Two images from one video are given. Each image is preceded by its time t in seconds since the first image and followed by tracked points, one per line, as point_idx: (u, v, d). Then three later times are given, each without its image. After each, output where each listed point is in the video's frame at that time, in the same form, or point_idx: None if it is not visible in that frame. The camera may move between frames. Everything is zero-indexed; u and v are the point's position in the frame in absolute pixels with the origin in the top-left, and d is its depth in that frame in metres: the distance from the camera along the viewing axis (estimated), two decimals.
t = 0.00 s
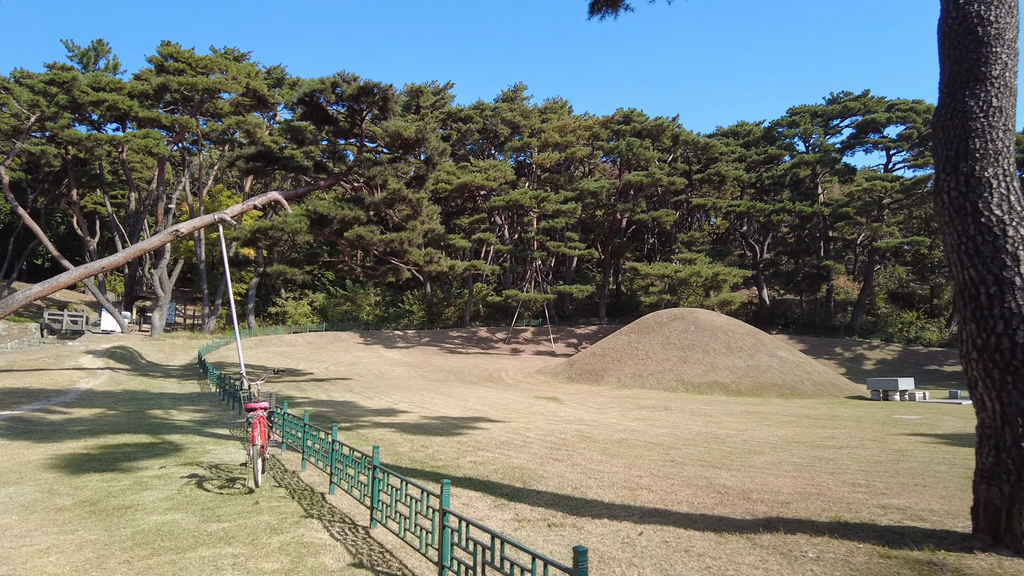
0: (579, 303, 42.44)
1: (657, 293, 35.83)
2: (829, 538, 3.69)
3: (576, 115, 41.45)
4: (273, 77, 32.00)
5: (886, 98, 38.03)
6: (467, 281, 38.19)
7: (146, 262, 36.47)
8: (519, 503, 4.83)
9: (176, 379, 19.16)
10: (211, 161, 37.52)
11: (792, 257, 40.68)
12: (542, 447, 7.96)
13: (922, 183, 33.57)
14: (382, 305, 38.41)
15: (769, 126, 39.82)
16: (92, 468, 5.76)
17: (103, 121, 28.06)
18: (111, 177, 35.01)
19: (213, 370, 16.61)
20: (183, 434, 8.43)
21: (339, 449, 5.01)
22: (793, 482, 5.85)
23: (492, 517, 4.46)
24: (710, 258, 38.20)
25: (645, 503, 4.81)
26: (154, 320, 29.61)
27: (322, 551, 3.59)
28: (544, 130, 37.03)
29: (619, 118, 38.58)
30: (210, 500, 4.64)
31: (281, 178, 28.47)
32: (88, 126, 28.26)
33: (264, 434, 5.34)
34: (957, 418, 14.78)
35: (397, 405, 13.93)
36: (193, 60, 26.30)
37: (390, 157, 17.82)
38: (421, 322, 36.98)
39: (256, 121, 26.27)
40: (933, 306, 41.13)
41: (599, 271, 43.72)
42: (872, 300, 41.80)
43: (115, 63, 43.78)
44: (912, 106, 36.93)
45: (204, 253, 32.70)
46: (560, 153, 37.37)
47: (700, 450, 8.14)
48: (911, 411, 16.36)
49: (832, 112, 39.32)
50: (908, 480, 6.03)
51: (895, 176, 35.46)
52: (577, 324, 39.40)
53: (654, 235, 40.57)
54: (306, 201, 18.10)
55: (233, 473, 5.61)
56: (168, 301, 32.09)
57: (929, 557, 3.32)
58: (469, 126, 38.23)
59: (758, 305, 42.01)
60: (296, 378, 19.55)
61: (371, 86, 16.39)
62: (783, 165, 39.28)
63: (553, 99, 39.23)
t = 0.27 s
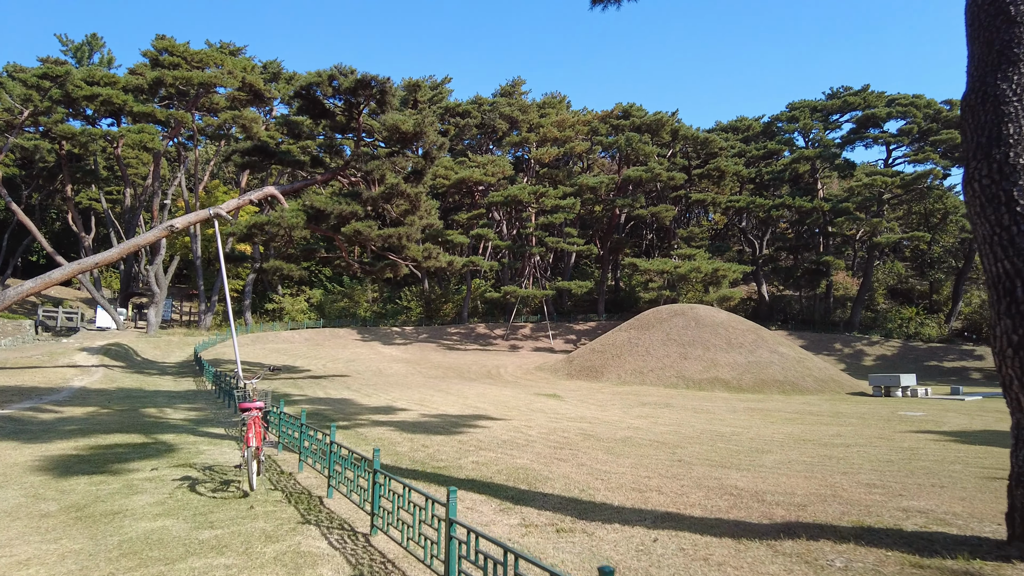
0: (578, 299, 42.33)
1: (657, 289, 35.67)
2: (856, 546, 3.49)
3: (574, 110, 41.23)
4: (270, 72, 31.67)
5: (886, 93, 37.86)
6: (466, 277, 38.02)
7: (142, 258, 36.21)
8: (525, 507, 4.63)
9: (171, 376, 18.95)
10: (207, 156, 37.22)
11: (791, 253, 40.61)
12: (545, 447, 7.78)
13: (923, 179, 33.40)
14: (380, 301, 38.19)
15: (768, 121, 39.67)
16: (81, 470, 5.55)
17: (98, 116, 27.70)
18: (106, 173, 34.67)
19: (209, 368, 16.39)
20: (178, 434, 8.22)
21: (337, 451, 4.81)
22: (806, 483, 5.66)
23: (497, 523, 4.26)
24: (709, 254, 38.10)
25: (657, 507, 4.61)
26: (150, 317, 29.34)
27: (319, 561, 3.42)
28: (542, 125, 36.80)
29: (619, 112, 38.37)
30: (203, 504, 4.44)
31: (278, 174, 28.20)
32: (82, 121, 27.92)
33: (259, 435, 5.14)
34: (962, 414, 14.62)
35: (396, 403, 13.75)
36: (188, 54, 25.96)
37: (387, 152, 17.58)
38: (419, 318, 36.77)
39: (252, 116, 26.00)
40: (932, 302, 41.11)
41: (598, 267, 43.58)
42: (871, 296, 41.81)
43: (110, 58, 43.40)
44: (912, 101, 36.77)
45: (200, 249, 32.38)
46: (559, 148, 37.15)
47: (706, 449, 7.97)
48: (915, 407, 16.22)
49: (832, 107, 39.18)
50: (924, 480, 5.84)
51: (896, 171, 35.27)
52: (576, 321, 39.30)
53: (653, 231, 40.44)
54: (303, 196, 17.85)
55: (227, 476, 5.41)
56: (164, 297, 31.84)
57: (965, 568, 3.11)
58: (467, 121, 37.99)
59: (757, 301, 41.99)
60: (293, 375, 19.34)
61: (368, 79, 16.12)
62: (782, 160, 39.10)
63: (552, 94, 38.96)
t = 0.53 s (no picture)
0: (576, 296, 42.15)
1: (656, 286, 35.54)
2: (885, 560, 3.31)
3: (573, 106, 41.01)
4: (266, 67, 31.34)
5: (886, 89, 37.71)
6: (463, 274, 37.80)
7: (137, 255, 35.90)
8: (533, 515, 4.44)
9: (167, 375, 18.71)
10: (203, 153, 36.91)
11: (789, 250, 40.50)
12: (549, 448, 7.60)
13: (923, 175, 33.24)
14: (377, 298, 37.98)
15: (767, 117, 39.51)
16: (69, 475, 5.34)
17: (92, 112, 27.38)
18: (101, 169, 34.34)
19: (204, 366, 16.15)
20: (172, 435, 8.01)
21: (336, 458, 4.63)
22: (820, 487, 5.48)
23: (504, 532, 4.08)
24: (708, 251, 37.97)
25: (670, 515, 4.43)
26: (146, 314, 29.05)
27: None
28: (541, 121, 36.54)
29: (618, 108, 38.16)
30: (195, 514, 4.24)
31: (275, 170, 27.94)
32: (76, 117, 27.58)
33: (255, 440, 4.95)
34: (967, 412, 14.48)
35: (395, 402, 13.57)
36: (183, 49, 25.64)
37: (385, 147, 17.34)
38: (416, 315, 36.56)
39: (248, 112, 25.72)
40: (931, 299, 41.05)
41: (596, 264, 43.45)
42: (870, 293, 41.73)
43: (104, 53, 43.00)
44: (912, 97, 36.61)
45: (196, 246, 32.07)
46: (557, 144, 36.92)
47: (713, 450, 7.80)
48: (918, 404, 16.08)
49: (831, 103, 39.04)
50: (940, 484, 5.68)
51: (896, 168, 35.13)
52: (574, 317, 39.13)
53: (652, 228, 40.28)
54: (300, 192, 17.62)
55: (222, 482, 5.22)
56: (159, 295, 31.57)
57: None
58: (465, 117, 37.72)
59: (756, 298, 41.89)
60: (290, 373, 19.13)
61: (365, 73, 15.89)
62: (781, 156, 38.90)
63: (550, 90, 38.70)
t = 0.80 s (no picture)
0: (573, 283, 41.97)
1: (653, 273, 35.39)
2: (919, 556, 3.14)
3: (570, 91, 40.59)
4: (259, 50, 30.80)
5: (885, 75, 37.43)
6: (460, 261, 37.54)
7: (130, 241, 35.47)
8: (542, 506, 4.27)
9: (161, 361, 18.47)
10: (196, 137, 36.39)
11: (786, 236, 40.39)
12: (552, 436, 7.43)
13: (922, 162, 33.04)
14: (372, 285, 37.71)
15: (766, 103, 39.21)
16: (57, 465, 5.13)
17: (82, 95, 26.85)
18: (91, 154, 33.80)
19: (198, 352, 15.93)
20: (164, 424, 7.78)
21: (336, 448, 4.45)
22: (834, 476, 5.33)
23: (513, 525, 3.91)
24: (706, 238, 37.82)
25: (685, 506, 4.27)
26: (139, 301, 28.72)
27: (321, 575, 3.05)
28: (538, 105, 36.12)
29: (616, 93, 37.80)
30: (189, 506, 4.05)
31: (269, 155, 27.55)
32: (66, 100, 27.05)
33: (252, 429, 4.75)
34: (968, 399, 14.40)
35: (393, 388, 13.39)
36: (175, 31, 25.12)
37: (381, 130, 17.01)
38: (412, 302, 36.34)
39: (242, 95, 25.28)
40: (928, 286, 41.05)
41: (593, 250, 43.25)
42: (867, 280, 41.71)
43: (94, 35, 42.20)
44: (912, 83, 36.35)
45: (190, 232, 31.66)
46: (555, 129, 36.56)
47: (720, 438, 7.64)
48: (919, 391, 15.99)
49: (831, 89, 38.75)
50: (957, 473, 5.52)
51: (895, 154, 34.94)
52: (571, 304, 38.99)
53: (649, 214, 40.08)
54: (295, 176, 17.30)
55: (217, 472, 5.03)
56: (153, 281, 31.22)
57: None
58: (462, 101, 37.27)
59: (753, 285, 41.83)
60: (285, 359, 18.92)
61: (361, 55, 15.55)
62: (780, 142, 38.62)
63: (547, 74, 38.23)
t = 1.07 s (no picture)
0: (568, 273, 41.77)
1: (650, 263, 35.23)
2: (957, 564, 2.97)
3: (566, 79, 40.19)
4: (252, 36, 30.24)
5: (883, 65, 37.23)
6: (455, 251, 37.26)
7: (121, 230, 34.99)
8: (551, 507, 4.09)
9: (152, 352, 18.18)
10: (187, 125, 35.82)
11: (782, 227, 40.31)
12: (556, 430, 7.25)
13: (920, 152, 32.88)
14: (367, 274, 37.41)
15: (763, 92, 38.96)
16: (43, 463, 4.90)
17: (70, 81, 26.26)
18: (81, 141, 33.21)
19: (191, 342, 15.65)
20: (156, 417, 7.55)
21: (336, 446, 4.25)
22: (849, 473, 5.17)
23: (523, 527, 3.72)
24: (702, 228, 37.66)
25: (701, 506, 4.10)
26: (130, 290, 28.32)
27: None
28: (534, 93, 35.71)
29: (613, 81, 37.44)
30: (181, 508, 3.84)
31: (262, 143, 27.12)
32: (54, 85, 26.47)
33: (247, 426, 4.56)
34: (968, 391, 14.32)
35: (389, 380, 13.18)
36: (165, 15, 24.54)
37: (377, 117, 16.68)
38: (407, 292, 36.06)
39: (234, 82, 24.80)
40: (922, 277, 41.12)
41: (588, 241, 43.03)
42: (862, 271, 41.72)
43: (82, 20, 41.36)
44: (910, 73, 36.16)
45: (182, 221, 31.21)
46: (551, 117, 36.18)
47: (726, 432, 7.48)
48: (918, 383, 15.91)
49: (828, 79, 38.54)
50: (974, 469, 5.37)
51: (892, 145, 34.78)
52: (567, 295, 38.82)
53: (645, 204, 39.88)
54: (288, 164, 16.97)
55: (211, 471, 4.82)
56: (144, 270, 30.81)
57: None
58: (457, 88, 36.81)
59: (748, 276, 41.77)
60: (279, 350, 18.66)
61: (356, 40, 15.17)
62: (777, 132, 38.38)
63: (544, 62, 37.78)
